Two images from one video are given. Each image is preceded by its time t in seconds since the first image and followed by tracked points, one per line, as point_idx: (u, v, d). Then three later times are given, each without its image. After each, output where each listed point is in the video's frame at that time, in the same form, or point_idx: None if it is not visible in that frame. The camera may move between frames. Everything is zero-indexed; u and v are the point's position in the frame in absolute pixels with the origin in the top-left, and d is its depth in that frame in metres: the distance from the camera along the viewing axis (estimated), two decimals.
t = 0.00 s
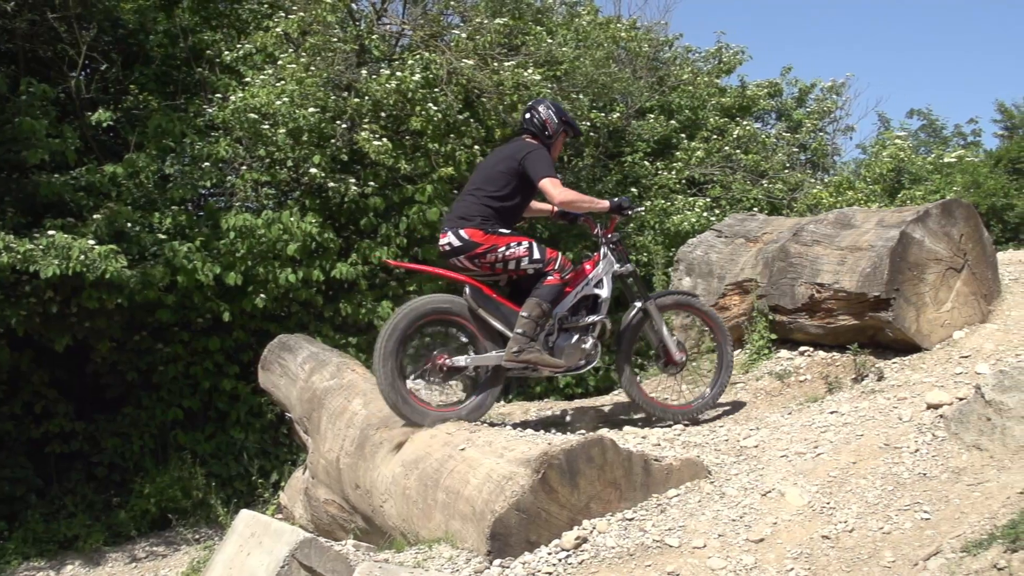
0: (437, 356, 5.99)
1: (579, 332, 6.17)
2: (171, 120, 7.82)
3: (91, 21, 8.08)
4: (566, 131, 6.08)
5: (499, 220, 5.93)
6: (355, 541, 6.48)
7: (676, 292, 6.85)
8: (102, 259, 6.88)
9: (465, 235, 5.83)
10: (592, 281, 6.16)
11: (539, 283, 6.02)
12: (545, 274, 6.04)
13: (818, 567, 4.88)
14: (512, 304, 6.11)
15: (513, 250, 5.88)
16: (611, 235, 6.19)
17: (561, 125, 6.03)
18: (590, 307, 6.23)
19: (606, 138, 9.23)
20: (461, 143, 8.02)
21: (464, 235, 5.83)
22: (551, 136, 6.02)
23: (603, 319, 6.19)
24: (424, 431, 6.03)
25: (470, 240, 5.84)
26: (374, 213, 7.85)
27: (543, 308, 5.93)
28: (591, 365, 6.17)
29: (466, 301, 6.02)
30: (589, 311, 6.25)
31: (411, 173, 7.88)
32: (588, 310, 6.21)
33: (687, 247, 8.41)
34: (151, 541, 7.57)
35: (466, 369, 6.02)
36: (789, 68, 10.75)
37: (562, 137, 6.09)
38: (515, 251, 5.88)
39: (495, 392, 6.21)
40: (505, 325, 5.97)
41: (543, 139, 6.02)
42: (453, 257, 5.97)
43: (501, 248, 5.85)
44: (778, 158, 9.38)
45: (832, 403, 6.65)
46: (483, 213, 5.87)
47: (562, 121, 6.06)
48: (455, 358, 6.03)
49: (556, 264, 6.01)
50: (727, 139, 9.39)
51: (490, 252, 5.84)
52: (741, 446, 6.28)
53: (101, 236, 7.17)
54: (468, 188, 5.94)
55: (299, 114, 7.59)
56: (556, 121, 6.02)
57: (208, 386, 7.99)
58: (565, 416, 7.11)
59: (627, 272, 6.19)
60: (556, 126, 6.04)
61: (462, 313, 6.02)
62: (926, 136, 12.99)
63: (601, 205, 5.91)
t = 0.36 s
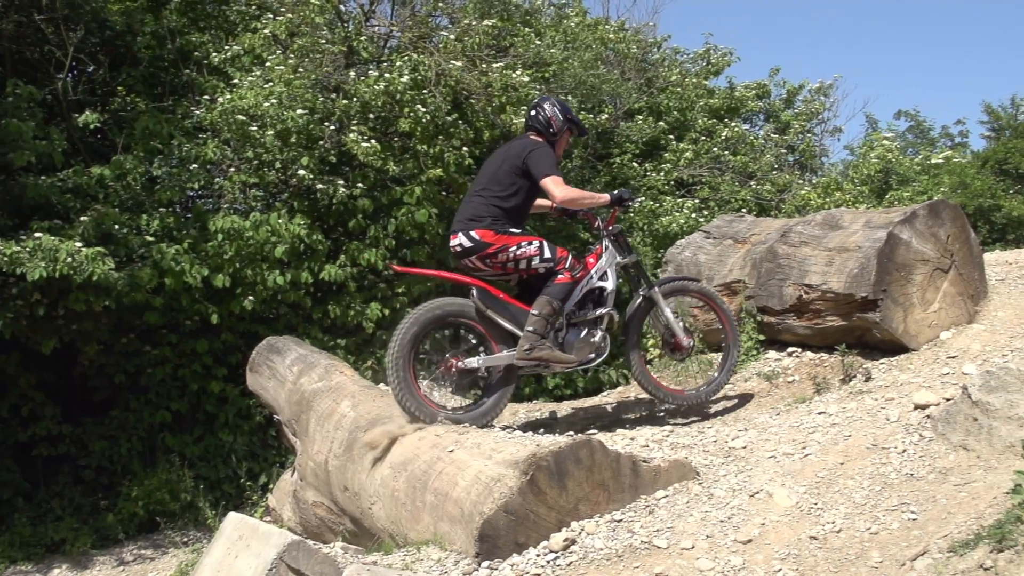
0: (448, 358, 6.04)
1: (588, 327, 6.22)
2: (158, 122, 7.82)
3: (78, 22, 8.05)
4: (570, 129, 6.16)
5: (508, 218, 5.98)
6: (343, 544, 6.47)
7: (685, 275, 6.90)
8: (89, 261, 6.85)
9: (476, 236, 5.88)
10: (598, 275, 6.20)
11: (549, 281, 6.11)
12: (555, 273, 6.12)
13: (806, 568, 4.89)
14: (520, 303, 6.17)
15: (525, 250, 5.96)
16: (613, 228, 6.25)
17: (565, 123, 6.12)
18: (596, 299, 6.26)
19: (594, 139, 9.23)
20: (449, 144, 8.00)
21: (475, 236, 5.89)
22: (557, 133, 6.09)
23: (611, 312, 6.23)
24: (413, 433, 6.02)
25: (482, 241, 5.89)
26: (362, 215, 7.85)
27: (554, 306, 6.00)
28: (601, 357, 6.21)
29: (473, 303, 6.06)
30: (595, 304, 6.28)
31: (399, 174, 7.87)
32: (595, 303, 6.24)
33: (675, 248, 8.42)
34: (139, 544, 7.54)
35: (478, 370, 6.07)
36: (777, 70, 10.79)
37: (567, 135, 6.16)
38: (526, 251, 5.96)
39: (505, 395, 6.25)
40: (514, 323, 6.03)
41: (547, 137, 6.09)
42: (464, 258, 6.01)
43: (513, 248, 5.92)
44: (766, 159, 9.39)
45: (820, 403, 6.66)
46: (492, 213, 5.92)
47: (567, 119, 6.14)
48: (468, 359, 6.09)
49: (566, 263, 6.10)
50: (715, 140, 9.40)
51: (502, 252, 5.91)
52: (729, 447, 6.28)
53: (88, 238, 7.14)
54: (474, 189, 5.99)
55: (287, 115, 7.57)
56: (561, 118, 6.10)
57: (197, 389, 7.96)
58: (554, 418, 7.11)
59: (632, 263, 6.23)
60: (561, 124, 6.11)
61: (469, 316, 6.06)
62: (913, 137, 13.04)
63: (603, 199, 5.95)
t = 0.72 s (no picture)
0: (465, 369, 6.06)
1: (598, 321, 6.28)
2: (144, 125, 7.80)
3: (63, 25, 8.02)
4: (577, 129, 6.19)
5: (520, 219, 6.05)
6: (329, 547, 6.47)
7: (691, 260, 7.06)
8: (73, 265, 6.81)
9: (490, 237, 5.95)
10: (603, 268, 6.23)
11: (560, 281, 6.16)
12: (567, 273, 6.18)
13: (791, 571, 4.90)
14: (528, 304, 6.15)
15: (538, 250, 6.01)
16: (612, 220, 6.31)
17: (572, 124, 6.15)
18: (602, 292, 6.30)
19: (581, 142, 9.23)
20: (435, 148, 7.97)
21: (488, 237, 5.95)
22: (563, 133, 6.13)
23: (618, 304, 6.30)
24: (400, 437, 6.02)
25: (495, 242, 5.96)
26: (349, 218, 7.86)
27: (566, 306, 6.08)
28: (613, 350, 6.29)
29: (483, 310, 6.05)
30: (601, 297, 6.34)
31: (385, 178, 7.86)
32: (602, 296, 6.27)
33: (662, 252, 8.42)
34: (125, 549, 7.50)
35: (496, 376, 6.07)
36: (763, 74, 10.83)
37: (574, 135, 6.20)
38: (540, 251, 6.01)
39: (523, 398, 6.15)
40: (526, 327, 6.06)
41: (554, 137, 6.13)
42: (477, 260, 6.07)
43: (527, 248, 5.98)
44: (752, 162, 9.41)
45: (806, 406, 6.67)
46: (504, 214, 5.99)
47: (573, 119, 6.18)
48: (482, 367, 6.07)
49: (579, 263, 6.17)
50: (702, 144, 9.42)
51: (516, 253, 5.97)
52: (715, 450, 6.28)
53: (73, 242, 7.10)
54: (483, 191, 6.06)
55: (273, 119, 7.57)
56: (567, 118, 6.14)
57: (182, 393, 7.93)
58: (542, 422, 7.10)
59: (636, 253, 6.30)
60: (568, 124, 6.15)
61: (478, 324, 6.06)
62: (898, 141, 13.08)
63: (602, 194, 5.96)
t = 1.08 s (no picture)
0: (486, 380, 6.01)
1: (609, 317, 6.27)
2: (128, 130, 7.78)
3: (47, 29, 8.00)
4: (584, 131, 6.20)
5: (530, 219, 6.06)
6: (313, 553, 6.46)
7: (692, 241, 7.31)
8: (57, 270, 6.78)
9: (503, 239, 5.96)
10: (610, 263, 6.22)
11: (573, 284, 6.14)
12: (579, 275, 6.17)
13: None
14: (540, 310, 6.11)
15: (551, 251, 6.02)
16: (607, 215, 6.31)
17: (579, 125, 6.16)
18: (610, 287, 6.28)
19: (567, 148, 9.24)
20: (420, 153, 7.96)
21: (502, 239, 5.96)
22: (570, 135, 6.14)
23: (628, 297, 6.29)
24: (385, 444, 6.04)
25: (509, 244, 5.96)
26: (334, 223, 7.83)
27: (580, 308, 6.07)
28: (628, 343, 6.30)
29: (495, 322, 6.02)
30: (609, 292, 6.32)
31: (371, 183, 7.85)
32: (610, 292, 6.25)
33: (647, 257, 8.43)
34: (107, 555, 7.46)
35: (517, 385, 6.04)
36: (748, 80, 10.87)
37: (581, 137, 6.21)
38: (553, 252, 6.02)
39: (546, 405, 6.16)
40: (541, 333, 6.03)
41: (561, 138, 6.15)
42: (491, 262, 6.08)
43: (540, 249, 5.99)
44: (737, 168, 9.43)
45: (790, 412, 6.68)
46: (516, 215, 6.00)
47: (581, 121, 6.19)
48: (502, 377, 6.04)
49: (591, 264, 6.14)
50: (687, 149, 9.44)
51: (529, 254, 5.98)
52: (699, 455, 6.29)
53: (56, 247, 7.07)
54: (492, 191, 6.07)
55: (258, 123, 7.57)
56: (575, 120, 6.15)
57: (166, 398, 7.90)
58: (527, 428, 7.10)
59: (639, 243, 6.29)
60: (575, 126, 6.17)
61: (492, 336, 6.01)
62: (882, 148, 13.13)
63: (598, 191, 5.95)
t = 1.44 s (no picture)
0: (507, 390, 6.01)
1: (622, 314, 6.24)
2: (112, 135, 7.75)
3: (31, 33, 7.99)
4: (592, 134, 6.22)
5: (542, 219, 6.05)
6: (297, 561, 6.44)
7: (694, 228, 7.49)
8: (39, 275, 6.75)
9: (517, 239, 5.96)
10: (617, 259, 6.18)
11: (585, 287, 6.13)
12: (591, 277, 6.15)
13: None
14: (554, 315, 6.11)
15: (564, 253, 6.02)
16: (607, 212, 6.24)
17: (588, 128, 6.18)
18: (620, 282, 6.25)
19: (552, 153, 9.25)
20: (405, 159, 7.96)
21: (516, 239, 5.96)
22: (580, 137, 6.15)
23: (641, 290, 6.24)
24: (369, 450, 6.03)
25: (523, 244, 5.96)
26: (319, 229, 7.82)
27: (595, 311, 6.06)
28: (642, 337, 6.26)
29: (510, 333, 6.01)
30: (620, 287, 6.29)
31: (356, 188, 7.84)
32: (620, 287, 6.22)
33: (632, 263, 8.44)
34: (89, 562, 7.41)
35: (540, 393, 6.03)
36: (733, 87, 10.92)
37: (590, 139, 6.23)
38: (566, 253, 6.01)
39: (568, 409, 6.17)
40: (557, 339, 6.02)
41: (571, 140, 6.16)
42: (505, 263, 6.07)
43: (554, 250, 5.99)
44: (722, 175, 9.45)
45: (773, 418, 6.69)
46: (529, 215, 5.99)
47: (590, 124, 6.21)
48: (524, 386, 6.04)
49: (602, 266, 6.11)
50: (672, 156, 9.46)
51: (543, 255, 5.97)
52: (683, 462, 6.29)
53: (39, 252, 7.03)
54: (504, 192, 6.08)
55: (243, 128, 7.54)
56: (584, 123, 6.17)
57: (149, 404, 7.87)
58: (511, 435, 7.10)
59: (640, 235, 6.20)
60: (584, 128, 6.18)
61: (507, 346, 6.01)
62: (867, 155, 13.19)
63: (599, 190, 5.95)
